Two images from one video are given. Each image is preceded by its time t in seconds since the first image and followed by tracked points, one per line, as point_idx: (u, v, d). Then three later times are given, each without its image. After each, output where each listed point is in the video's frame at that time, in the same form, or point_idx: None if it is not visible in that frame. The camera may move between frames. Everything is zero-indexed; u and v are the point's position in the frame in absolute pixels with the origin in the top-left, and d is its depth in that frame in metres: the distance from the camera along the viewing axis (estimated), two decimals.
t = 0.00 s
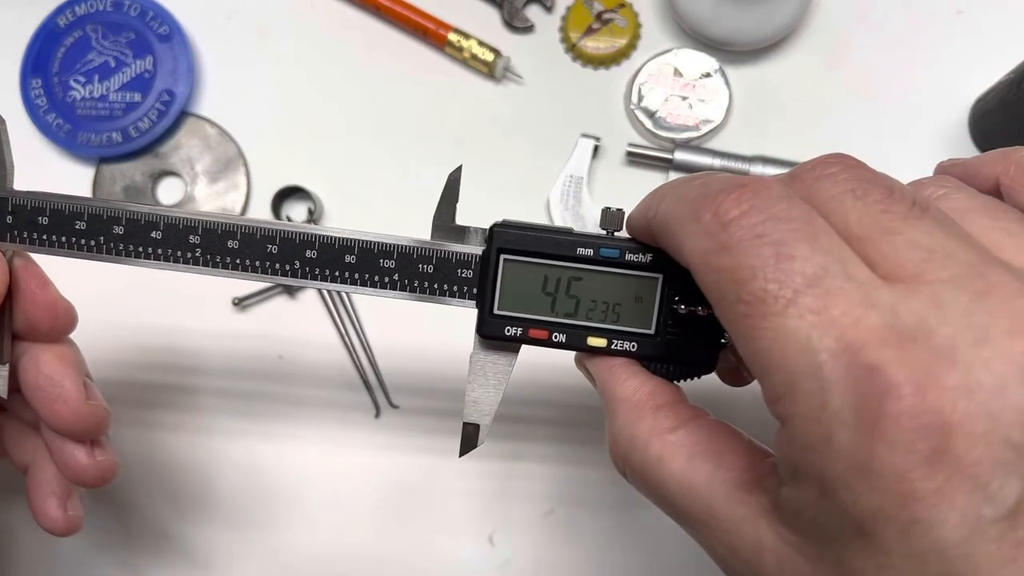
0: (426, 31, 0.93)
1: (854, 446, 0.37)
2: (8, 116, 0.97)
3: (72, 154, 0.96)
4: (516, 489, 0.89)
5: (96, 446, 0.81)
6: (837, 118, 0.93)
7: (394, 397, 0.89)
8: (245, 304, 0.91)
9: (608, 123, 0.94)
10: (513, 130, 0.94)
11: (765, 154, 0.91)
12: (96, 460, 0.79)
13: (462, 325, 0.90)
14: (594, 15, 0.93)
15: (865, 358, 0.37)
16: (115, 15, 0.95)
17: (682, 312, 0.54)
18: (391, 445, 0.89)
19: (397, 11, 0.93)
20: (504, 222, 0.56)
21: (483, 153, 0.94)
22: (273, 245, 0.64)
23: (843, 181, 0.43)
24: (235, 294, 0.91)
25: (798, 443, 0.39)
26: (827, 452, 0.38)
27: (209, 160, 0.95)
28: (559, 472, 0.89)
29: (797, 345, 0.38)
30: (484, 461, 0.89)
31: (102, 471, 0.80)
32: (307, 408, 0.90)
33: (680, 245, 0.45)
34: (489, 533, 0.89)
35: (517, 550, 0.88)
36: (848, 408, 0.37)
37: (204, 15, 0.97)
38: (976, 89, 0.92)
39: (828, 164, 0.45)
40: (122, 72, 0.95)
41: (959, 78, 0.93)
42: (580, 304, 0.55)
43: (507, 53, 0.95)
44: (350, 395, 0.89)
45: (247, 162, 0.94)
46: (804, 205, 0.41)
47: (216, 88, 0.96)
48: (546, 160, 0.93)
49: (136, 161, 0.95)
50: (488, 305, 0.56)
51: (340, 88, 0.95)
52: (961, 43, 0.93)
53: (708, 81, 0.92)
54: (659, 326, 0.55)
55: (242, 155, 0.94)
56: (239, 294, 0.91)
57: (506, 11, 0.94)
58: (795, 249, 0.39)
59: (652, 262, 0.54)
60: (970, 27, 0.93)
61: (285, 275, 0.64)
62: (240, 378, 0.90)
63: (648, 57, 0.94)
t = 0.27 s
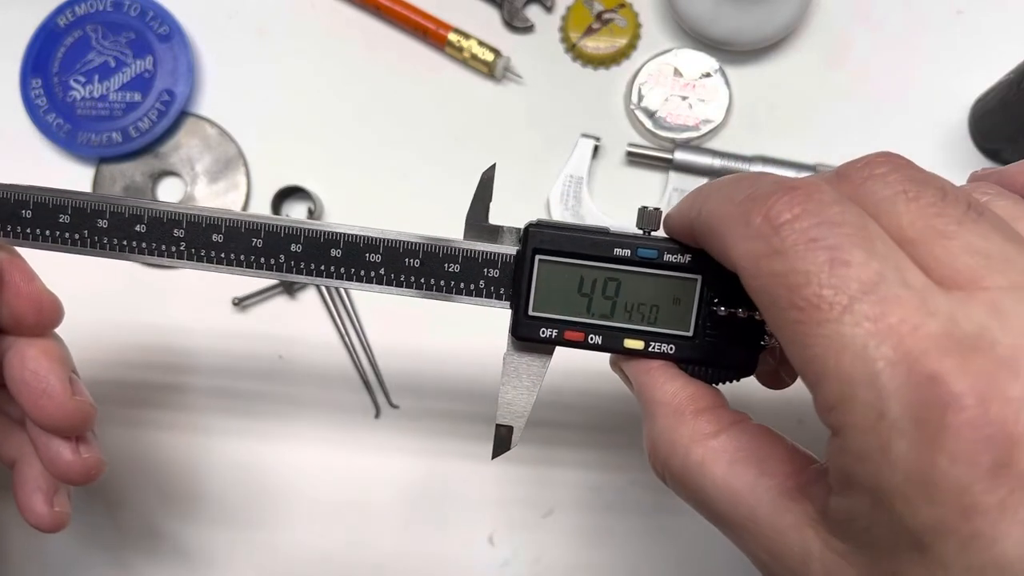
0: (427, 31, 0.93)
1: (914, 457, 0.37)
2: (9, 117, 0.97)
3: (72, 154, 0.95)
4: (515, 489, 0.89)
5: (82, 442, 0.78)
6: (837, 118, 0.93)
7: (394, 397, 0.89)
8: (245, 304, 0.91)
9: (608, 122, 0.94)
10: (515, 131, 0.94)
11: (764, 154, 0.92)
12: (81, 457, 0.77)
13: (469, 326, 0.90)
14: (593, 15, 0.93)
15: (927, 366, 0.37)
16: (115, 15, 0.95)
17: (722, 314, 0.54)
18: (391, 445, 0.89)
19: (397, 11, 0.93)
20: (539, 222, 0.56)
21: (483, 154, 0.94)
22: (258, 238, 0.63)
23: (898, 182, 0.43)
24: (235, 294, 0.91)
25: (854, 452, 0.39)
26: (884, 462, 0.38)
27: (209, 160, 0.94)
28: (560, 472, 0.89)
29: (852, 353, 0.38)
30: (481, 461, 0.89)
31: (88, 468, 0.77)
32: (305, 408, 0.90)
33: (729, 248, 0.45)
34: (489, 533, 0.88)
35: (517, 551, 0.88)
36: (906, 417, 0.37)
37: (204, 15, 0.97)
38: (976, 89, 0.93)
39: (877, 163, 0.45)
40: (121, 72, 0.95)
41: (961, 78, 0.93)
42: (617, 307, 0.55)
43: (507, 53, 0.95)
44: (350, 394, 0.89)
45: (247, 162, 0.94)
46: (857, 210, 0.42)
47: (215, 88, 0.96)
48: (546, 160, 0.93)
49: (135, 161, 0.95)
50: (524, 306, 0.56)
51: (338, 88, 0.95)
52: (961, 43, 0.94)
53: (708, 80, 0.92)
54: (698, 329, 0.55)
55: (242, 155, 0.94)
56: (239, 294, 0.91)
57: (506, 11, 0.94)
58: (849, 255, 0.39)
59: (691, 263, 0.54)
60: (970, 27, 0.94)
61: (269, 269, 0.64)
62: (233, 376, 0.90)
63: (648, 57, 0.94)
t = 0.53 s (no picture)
0: (426, 31, 0.93)
1: (949, 470, 0.37)
2: (10, 118, 0.96)
3: (72, 155, 0.95)
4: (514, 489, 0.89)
5: (77, 440, 0.78)
6: (837, 118, 0.93)
7: (394, 396, 0.89)
8: (245, 304, 0.90)
9: (609, 122, 0.94)
10: (517, 131, 0.94)
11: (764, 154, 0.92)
12: (77, 455, 0.77)
13: (474, 328, 0.90)
14: (593, 15, 0.93)
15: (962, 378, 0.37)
16: (115, 15, 0.95)
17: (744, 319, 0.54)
18: (391, 445, 0.89)
19: (397, 11, 0.93)
20: (559, 224, 0.56)
21: (483, 154, 0.94)
22: (254, 236, 0.63)
23: (929, 186, 0.44)
24: (235, 294, 0.90)
25: (886, 464, 0.39)
26: (919, 475, 0.38)
27: (209, 160, 0.94)
28: (562, 474, 0.89)
29: (886, 363, 0.38)
30: (480, 460, 0.89)
31: (83, 467, 0.77)
32: (303, 408, 0.89)
33: (756, 253, 0.45)
34: (490, 533, 0.88)
35: (517, 552, 0.88)
36: (942, 431, 0.37)
37: (204, 14, 0.97)
38: (976, 89, 0.93)
39: (907, 167, 0.45)
40: (121, 72, 0.95)
41: (962, 79, 0.93)
42: (637, 311, 0.55)
43: (507, 53, 0.95)
44: (349, 395, 0.89)
45: (247, 162, 0.94)
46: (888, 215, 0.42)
47: (215, 88, 0.96)
48: (546, 160, 0.93)
49: (134, 162, 0.95)
50: (542, 309, 0.56)
51: (338, 87, 0.95)
52: (961, 42, 0.94)
53: (708, 80, 0.92)
54: (720, 333, 0.54)
55: (242, 155, 0.94)
56: (239, 294, 0.90)
57: (505, 11, 0.94)
58: (882, 262, 0.39)
59: (712, 267, 0.54)
60: (971, 27, 0.94)
61: (265, 267, 0.64)
62: (230, 377, 0.90)
63: (648, 57, 0.94)
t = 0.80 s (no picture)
0: (427, 31, 0.93)
1: (981, 478, 0.38)
2: (9, 118, 0.96)
3: (72, 155, 0.95)
4: (514, 488, 0.89)
5: (77, 442, 0.77)
6: (837, 118, 0.93)
7: (394, 396, 0.89)
8: (246, 304, 0.90)
9: (609, 123, 0.94)
10: (519, 131, 0.94)
11: (764, 154, 0.92)
12: (76, 458, 0.76)
13: (478, 329, 0.90)
14: (593, 15, 0.93)
15: (994, 387, 0.38)
16: (115, 15, 0.95)
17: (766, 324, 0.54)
18: (390, 445, 0.89)
19: (398, 11, 0.93)
20: (579, 228, 0.56)
21: (484, 154, 0.94)
22: (255, 237, 0.63)
23: (956, 192, 0.44)
24: (235, 294, 0.90)
25: (916, 473, 0.39)
26: (950, 485, 0.38)
27: (209, 160, 0.94)
28: (563, 474, 0.89)
29: (917, 372, 0.38)
30: (479, 460, 0.89)
31: (83, 468, 0.76)
32: (304, 408, 0.89)
33: (781, 259, 0.45)
34: (490, 533, 0.88)
35: (517, 553, 0.88)
36: (974, 440, 0.38)
37: (203, 14, 0.96)
38: (976, 89, 0.93)
39: (932, 172, 0.45)
40: (121, 72, 0.95)
41: (964, 78, 0.94)
42: (657, 316, 0.55)
43: (507, 54, 0.95)
44: (350, 394, 0.89)
45: (247, 162, 0.94)
46: (915, 222, 0.42)
47: (215, 88, 0.96)
48: (547, 160, 0.94)
49: (134, 161, 0.95)
50: (562, 314, 0.56)
51: (338, 87, 0.95)
52: (961, 42, 0.94)
53: (708, 81, 0.92)
54: (741, 337, 0.54)
55: (242, 155, 0.94)
56: (239, 294, 0.90)
57: (506, 11, 0.94)
58: (911, 270, 0.40)
59: (733, 272, 0.54)
60: (971, 26, 0.94)
61: (268, 268, 0.64)
62: (230, 377, 0.90)
63: (648, 57, 0.94)
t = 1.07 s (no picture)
0: (427, 31, 0.93)
1: (1008, 481, 0.38)
2: (10, 118, 0.96)
3: (72, 154, 0.95)
4: (513, 487, 0.89)
5: (75, 441, 0.78)
6: (837, 118, 0.94)
7: (394, 396, 0.89)
8: (245, 304, 0.90)
9: (610, 123, 0.94)
10: (521, 131, 0.94)
11: (764, 154, 0.92)
12: (74, 456, 0.76)
13: (481, 330, 0.89)
14: (594, 15, 0.93)
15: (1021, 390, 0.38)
16: (115, 15, 0.95)
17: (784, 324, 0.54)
18: (389, 445, 0.89)
19: (398, 12, 0.93)
20: (594, 228, 0.56)
21: (484, 154, 0.94)
22: (251, 235, 0.63)
23: (980, 191, 0.44)
24: (235, 294, 0.90)
25: (940, 477, 0.39)
26: (976, 488, 0.38)
27: (209, 160, 0.94)
28: (564, 474, 0.89)
29: (943, 375, 0.38)
30: (479, 459, 0.89)
31: (80, 467, 0.76)
32: (304, 408, 0.89)
33: (802, 260, 0.45)
34: (490, 532, 0.88)
35: (517, 552, 0.88)
36: (1001, 443, 0.38)
37: (203, 13, 0.96)
38: (976, 89, 0.93)
39: (955, 171, 0.46)
40: (122, 72, 0.95)
41: (967, 78, 0.94)
42: (674, 316, 0.56)
43: (507, 54, 0.95)
44: (350, 394, 0.89)
45: (247, 162, 0.94)
46: (939, 222, 0.42)
47: (216, 87, 0.96)
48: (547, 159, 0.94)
49: (135, 162, 0.94)
50: (577, 314, 0.56)
51: (338, 87, 0.95)
52: (961, 42, 0.94)
53: (708, 81, 0.92)
54: (758, 337, 0.55)
55: (242, 155, 0.94)
56: (239, 294, 0.90)
57: (506, 11, 0.94)
58: (936, 271, 0.39)
59: (751, 272, 0.54)
60: (972, 26, 0.94)
61: (263, 266, 0.63)
62: (230, 378, 0.90)
63: (648, 57, 0.94)
